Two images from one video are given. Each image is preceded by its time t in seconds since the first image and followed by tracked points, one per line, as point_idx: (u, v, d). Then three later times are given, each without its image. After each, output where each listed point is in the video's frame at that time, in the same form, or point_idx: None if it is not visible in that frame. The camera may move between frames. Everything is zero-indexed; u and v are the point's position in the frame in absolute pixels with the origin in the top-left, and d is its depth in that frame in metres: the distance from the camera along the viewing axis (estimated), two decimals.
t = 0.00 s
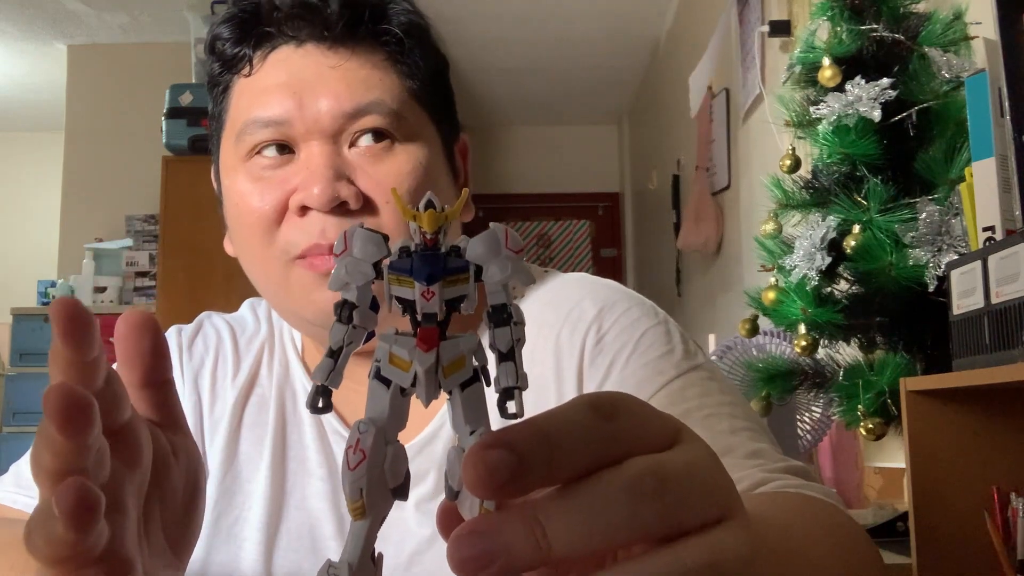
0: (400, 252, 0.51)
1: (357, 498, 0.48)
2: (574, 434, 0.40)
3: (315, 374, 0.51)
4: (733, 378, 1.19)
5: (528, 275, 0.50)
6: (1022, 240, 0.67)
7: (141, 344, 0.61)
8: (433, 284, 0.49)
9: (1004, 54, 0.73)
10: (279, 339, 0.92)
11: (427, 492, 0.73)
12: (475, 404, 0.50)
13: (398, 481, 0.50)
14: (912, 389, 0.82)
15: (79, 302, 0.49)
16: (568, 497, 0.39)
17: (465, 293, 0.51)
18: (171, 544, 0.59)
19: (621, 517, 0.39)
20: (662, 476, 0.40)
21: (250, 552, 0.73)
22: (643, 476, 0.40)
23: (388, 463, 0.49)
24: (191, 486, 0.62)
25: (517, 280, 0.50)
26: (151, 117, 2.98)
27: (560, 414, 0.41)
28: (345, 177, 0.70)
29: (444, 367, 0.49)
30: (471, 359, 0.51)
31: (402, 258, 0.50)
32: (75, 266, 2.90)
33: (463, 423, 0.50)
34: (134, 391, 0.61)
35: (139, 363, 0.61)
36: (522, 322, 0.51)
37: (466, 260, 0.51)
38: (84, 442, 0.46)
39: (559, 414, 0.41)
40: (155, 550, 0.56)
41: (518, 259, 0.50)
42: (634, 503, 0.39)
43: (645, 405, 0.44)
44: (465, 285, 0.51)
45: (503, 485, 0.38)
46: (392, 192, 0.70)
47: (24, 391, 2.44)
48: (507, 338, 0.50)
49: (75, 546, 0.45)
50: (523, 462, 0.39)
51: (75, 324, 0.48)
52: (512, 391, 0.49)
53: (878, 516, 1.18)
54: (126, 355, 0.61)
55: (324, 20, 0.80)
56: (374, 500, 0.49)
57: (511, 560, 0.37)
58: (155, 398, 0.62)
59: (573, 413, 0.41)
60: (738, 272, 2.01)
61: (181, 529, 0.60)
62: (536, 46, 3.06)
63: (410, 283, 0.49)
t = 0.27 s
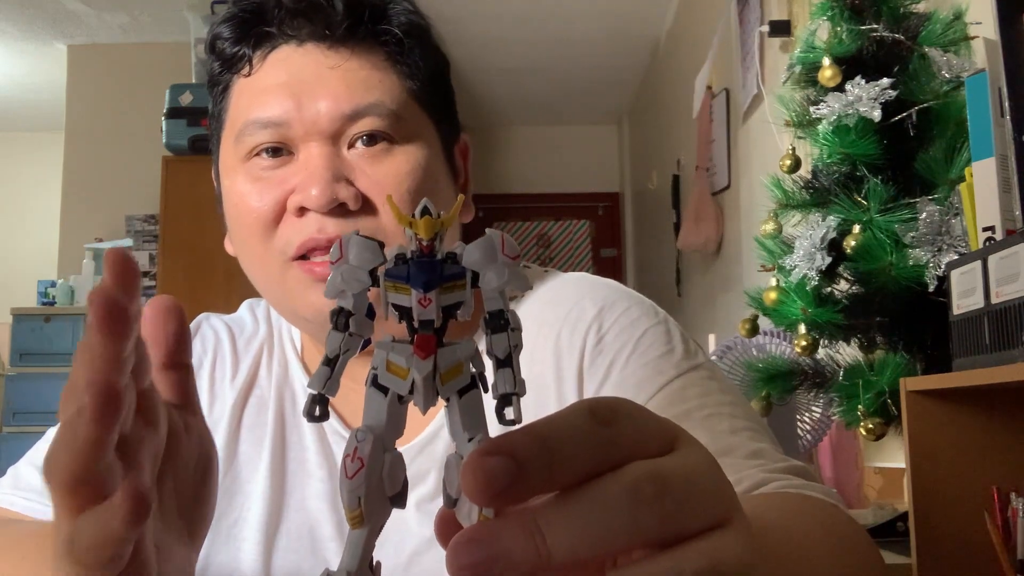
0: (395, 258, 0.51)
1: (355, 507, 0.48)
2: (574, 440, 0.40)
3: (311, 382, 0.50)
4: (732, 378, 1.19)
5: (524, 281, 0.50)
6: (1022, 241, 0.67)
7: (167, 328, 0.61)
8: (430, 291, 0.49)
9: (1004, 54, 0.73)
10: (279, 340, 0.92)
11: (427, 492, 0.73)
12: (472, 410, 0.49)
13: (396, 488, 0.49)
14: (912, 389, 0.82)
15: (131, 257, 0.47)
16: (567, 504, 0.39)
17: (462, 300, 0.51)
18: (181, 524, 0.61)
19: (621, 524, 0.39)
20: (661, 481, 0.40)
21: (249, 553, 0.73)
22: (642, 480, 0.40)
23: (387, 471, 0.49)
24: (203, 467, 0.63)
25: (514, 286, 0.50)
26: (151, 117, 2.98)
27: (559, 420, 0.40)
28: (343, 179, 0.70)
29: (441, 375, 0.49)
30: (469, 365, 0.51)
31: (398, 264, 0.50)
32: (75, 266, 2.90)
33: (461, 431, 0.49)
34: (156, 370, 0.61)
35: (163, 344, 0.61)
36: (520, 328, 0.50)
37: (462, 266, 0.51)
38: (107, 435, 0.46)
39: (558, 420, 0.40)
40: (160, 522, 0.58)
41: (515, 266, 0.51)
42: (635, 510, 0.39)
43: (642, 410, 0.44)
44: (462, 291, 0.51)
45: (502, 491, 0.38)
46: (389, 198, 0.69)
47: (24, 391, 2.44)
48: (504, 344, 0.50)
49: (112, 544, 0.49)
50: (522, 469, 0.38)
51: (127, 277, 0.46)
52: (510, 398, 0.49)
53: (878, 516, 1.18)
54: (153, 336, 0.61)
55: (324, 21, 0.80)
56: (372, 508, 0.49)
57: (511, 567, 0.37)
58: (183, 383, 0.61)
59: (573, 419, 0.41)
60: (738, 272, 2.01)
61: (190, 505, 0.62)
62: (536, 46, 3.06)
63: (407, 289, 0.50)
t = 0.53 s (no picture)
0: (389, 269, 0.51)
1: (354, 523, 0.49)
2: (574, 451, 0.40)
3: (307, 398, 0.51)
4: (733, 378, 1.18)
5: (519, 293, 0.51)
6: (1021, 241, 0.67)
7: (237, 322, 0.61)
8: (426, 303, 0.50)
9: (1004, 54, 0.73)
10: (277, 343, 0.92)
11: (427, 494, 0.72)
12: (469, 419, 0.50)
13: (394, 502, 0.50)
14: (912, 389, 0.82)
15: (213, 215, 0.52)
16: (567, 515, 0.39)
17: (458, 311, 0.51)
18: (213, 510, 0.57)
19: (622, 533, 0.39)
20: (662, 490, 0.40)
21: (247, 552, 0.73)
22: (642, 491, 0.40)
23: (385, 486, 0.50)
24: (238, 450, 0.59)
25: (509, 297, 0.51)
26: (151, 117, 2.98)
27: (559, 430, 0.40)
28: (339, 183, 0.69)
29: (439, 388, 0.50)
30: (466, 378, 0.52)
31: (392, 276, 0.51)
32: (75, 266, 2.90)
33: (459, 444, 0.49)
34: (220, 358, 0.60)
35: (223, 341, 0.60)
36: (516, 339, 0.52)
37: (458, 277, 0.51)
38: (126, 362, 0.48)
39: (558, 430, 0.40)
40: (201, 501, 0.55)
41: (510, 276, 0.51)
42: (635, 519, 0.39)
43: (641, 418, 0.44)
44: (458, 302, 0.51)
45: (503, 503, 0.37)
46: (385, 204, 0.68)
47: (24, 391, 2.44)
48: (500, 355, 0.51)
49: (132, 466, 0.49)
50: (523, 480, 0.38)
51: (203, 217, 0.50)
52: (509, 409, 0.50)
53: (879, 516, 1.18)
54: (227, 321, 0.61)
55: (323, 21, 0.80)
56: (370, 522, 0.49)
57: None
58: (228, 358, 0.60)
59: (573, 430, 0.41)
60: (738, 272, 2.01)
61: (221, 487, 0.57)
62: (536, 46, 3.06)
63: (402, 302, 0.50)
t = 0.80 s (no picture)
0: (388, 268, 0.51)
1: (350, 521, 0.49)
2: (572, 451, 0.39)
3: (305, 396, 0.51)
4: (732, 378, 1.19)
5: (515, 290, 0.51)
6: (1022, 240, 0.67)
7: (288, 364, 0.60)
8: (423, 301, 0.50)
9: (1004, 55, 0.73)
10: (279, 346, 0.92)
11: (426, 495, 0.73)
12: (468, 419, 0.51)
13: (390, 499, 0.51)
14: (912, 389, 0.82)
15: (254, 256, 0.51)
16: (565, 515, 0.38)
17: (454, 309, 0.51)
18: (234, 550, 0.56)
19: (620, 534, 0.38)
20: (663, 490, 0.40)
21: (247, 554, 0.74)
22: (643, 491, 0.39)
23: (381, 483, 0.50)
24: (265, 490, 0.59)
25: (506, 296, 0.51)
26: (151, 117, 2.98)
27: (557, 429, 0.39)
28: (337, 188, 0.70)
29: (436, 385, 0.50)
30: (462, 376, 0.52)
31: (390, 275, 0.51)
32: (75, 266, 2.90)
33: (456, 440, 0.50)
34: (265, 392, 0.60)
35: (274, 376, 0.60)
36: (512, 336, 0.51)
37: (455, 275, 0.51)
38: (175, 429, 0.42)
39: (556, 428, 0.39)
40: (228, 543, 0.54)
41: (507, 275, 0.51)
42: (633, 521, 0.39)
43: (641, 417, 0.43)
44: (455, 300, 0.51)
45: (499, 503, 0.37)
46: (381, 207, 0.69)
47: (24, 391, 2.44)
48: (498, 353, 0.51)
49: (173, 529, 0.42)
50: (519, 480, 0.37)
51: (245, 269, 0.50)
52: (504, 407, 0.50)
53: (878, 515, 1.18)
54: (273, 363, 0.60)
55: (319, 25, 0.79)
56: (367, 520, 0.50)
57: None
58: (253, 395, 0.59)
59: (571, 429, 0.40)
60: (738, 272, 2.01)
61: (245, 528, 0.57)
62: (536, 46, 3.06)
63: (399, 301, 0.50)
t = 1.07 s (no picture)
0: (399, 272, 0.51)
1: (360, 525, 0.49)
2: (583, 457, 0.39)
3: (316, 400, 0.50)
4: (733, 379, 1.19)
5: (526, 294, 0.51)
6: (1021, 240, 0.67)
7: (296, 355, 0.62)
8: (434, 305, 0.50)
9: (1003, 55, 0.73)
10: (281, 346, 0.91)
11: (432, 494, 0.73)
12: (479, 427, 0.50)
13: (400, 504, 0.50)
14: (912, 389, 0.82)
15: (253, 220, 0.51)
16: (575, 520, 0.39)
17: (465, 313, 0.51)
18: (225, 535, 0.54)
19: (630, 538, 0.38)
20: (671, 496, 0.40)
21: (251, 553, 0.74)
22: (650, 497, 0.39)
23: (391, 488, 0.50)
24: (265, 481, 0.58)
25: (518, 298, 0.51)
26: (151, 117, 2.98)
27: (567, 434, 0.40)
28: (333, 190, 0.70)
29: (447, 390, 0.50)
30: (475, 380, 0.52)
31: (400, 279, 0.51)
32: (75, 266, 2.90)
33: (467, 446, 0.50)
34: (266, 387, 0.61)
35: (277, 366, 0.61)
36: (524, 341, 0.51)
37: (466, 279, 0.51)
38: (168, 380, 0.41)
39: (566, 434, 0.40)
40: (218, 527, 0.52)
41: (517, 278, 0.51)
42: (642, 525, 0.39)
43: (650, 424, 0.43)
44: (466, 304, 0.51)
45: (511, 507, 0.37)
46: (388, 210, 0.70)
47: (24, 391, 2.44)
48: (509, 357, 0.51)
49: (174, 505, 0.44)
50: (531, 485, 0.38)
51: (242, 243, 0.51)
52: (516, 412, 0.50)
53: (879, 515, 1.18)
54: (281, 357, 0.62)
55: (313, 26, 0.79)
56: (377, 524, 0.49)
57: None
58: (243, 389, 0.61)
59: (581, 434, 0.40)
60: (738, 272, 2.01)
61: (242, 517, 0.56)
62: (536, 46, 3.06)
63: (411, 305, 0.50)
